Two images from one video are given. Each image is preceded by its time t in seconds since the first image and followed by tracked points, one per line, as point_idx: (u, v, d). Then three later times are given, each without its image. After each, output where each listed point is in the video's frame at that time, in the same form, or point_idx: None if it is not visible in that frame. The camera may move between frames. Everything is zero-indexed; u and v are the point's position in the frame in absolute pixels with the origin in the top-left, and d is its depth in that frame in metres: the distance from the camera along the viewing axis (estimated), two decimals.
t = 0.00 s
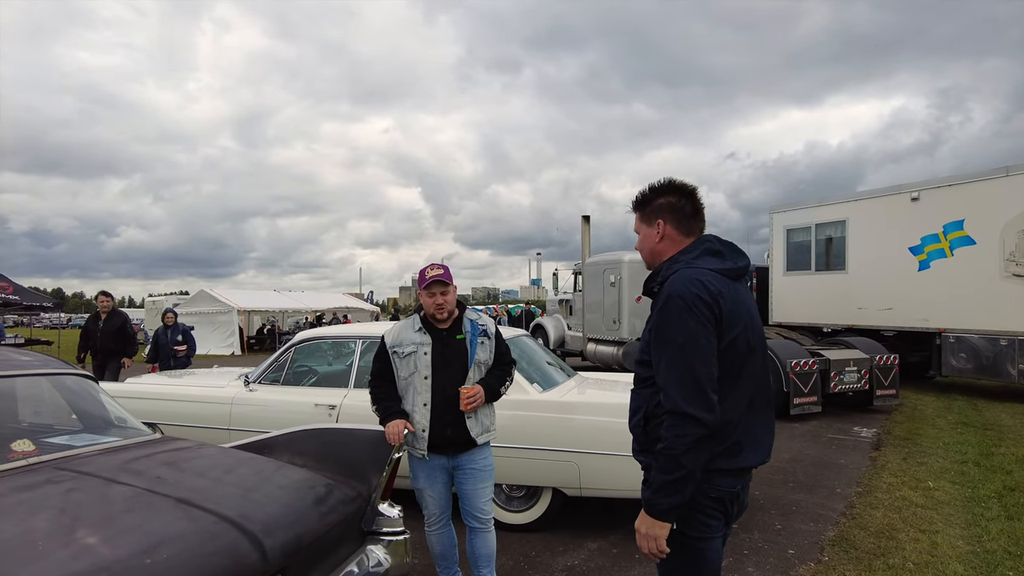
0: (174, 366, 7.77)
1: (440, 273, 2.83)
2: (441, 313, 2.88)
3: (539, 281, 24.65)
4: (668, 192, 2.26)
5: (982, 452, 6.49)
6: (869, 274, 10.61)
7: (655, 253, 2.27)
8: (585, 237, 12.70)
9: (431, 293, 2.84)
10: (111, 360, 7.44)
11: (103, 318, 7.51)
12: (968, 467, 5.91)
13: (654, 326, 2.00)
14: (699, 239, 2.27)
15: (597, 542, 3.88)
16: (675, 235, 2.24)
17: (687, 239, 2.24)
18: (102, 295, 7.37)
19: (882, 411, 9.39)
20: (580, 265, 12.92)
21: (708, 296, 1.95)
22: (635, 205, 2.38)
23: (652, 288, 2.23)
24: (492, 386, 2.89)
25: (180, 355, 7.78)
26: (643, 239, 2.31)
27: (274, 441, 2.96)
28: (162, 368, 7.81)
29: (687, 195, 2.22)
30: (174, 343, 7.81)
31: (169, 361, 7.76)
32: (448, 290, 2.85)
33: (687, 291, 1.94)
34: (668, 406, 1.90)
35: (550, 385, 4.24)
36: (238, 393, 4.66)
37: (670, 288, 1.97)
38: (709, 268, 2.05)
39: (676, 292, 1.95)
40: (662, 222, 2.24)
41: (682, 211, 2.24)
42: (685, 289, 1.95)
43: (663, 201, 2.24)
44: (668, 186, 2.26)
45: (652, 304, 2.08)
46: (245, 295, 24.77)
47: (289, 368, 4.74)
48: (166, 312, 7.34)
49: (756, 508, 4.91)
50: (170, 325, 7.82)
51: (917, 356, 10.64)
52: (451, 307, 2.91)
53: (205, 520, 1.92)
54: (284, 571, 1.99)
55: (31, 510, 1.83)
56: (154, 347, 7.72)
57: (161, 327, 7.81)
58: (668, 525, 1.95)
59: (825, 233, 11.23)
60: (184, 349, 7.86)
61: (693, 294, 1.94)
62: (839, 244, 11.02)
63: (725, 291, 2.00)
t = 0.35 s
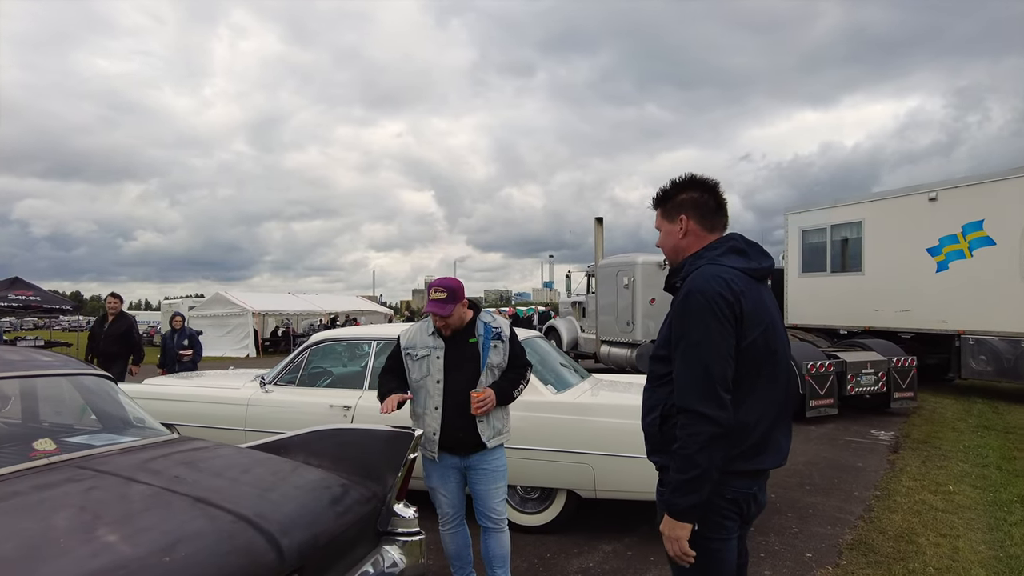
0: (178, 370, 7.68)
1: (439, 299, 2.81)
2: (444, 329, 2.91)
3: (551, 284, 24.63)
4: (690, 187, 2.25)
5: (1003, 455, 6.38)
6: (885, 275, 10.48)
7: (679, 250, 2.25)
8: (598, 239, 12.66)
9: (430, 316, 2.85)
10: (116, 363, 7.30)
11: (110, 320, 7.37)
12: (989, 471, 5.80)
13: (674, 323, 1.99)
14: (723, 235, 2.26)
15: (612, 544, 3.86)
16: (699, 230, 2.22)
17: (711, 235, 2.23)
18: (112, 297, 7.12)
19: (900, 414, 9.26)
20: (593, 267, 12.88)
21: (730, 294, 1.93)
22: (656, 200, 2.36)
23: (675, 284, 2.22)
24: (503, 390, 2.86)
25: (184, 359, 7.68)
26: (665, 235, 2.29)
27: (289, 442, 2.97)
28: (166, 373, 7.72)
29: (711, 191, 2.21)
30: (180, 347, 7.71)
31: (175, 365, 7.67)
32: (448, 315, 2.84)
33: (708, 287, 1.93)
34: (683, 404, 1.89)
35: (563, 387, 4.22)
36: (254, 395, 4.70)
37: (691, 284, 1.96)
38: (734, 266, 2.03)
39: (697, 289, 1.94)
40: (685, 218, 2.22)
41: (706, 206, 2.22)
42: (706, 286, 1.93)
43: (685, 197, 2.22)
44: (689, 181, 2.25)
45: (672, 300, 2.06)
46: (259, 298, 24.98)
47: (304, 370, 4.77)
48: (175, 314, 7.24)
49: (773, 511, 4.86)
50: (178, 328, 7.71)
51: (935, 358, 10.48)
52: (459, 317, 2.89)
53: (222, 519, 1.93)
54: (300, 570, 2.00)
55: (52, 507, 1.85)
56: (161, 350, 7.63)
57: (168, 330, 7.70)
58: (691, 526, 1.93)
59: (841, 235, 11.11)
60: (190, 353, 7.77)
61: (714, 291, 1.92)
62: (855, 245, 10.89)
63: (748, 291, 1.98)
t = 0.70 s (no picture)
0: (178, 371, 7.55)
1: (465, 275, 2.86)
2: (463, 315, 2.89)
3: (560, 284, 24.62)
4: (698, 186, 2.24)
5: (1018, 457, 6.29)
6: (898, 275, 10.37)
7: (693, 249, 2.23)
8: (607, 239, 12.64)
9: (455, 293, 2.85)
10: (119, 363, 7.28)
11: (111, 320, 7.30)
12: (1004, 473, 5.73)
13: (682, 321, 1.98)
14: (735, 232, 2.26)
15: (622, 545, 3.85)
16: (712, 228, 2.21)
17: (725, 231, 2.22)
18: (114, 297, 7.07)
19: (913, 415, 9.17)
20: (603, 267, 12.85)
21: (739, 295, 1.92)
22: (660, 207, 2.35)
23: (687, 285, 2.20)
24: (513, 391, 2.86)
25: (184, 359, 7.58)
26: (678, 237, 2.27)
27: (300, 442, 2.99)
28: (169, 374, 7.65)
29: (720, 188, 2.22)
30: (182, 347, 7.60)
31: (176, 366, 7.58)
32: (470, 294, 2.88)
33: (718, 287, 1.91)
34: (686, 402, 1.89)
35: (574, 387, 4.22)
36: (265, 395, 4.72)
37: (701, 284, 1.95)
38: (745, 267, 2.02)
39: (706, 288, 1.93)
40: (698, 217, 2.21)
41: (717, 204, 2.22)
42: (716, 286, 1.92)
43: (694, 197, 2.22)
44: (697, 181, 2.24)
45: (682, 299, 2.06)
46: (270, 298, 25.15)
47: (315, 370, 4.80)
48: (178, 315, 7.18)
49: (784, 512, 4.83)
50: (179, 327, 7.60)
51: (949, 358, 10.38)
52: (477, 303, 2.92)
53: (234, 519, 1.94)
54: (311, 570, 2.01)
55: (66, 506, 1.87)
56: (162, 350, 7.54)
57: (169, 329, 7.59)
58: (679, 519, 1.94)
59: (853, 234, 11.01)
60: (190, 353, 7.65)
61: (723, 291, 1.91)
62: (867, 245, 10.79)
63: (759, 293, 1.96)
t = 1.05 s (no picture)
0: (177, 373, 7.43)
1: (478, 268, 2.91)
2: (482, 307, 2.91)
3: (567, 283, 24.61)
4: (698, 190, 2.23)
5: None
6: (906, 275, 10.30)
7: (689, 253, 2.24)
8: (613, 239, 12.62)
9: (472, 286, 2.88)
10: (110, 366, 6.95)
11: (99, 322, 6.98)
12: (1013, 474, 5.68)
13: (680, 325, 1.98)
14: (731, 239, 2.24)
15: (628, 546, 3.85)
16: (707, 234, 2.20)
17: (720, 238, 2.21)
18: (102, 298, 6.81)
19: (921, 416, 9.10)
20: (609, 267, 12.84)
21: (737, 298, 1.91)
22: (665, 205, 2.35)
23: (685, 288, 2.21)
24: (525, 387, 2.91)
25: (184, 360, 7.44)
26: (675, 239, 2.28)
27: (305, 443, 3.00)
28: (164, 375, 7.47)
29: (717, 195, 2.20)
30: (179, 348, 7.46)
31: (174, 367, 7.43)
32: (486, 285, 2.92)
33: (715, 291, 1.91)
34: (685, 406, 1.89)
35: (580, 388, 4.22)
36: (272, 395, 4.75)
37: (699, 288, 1.95)
38: (743, 270, 2.01)
39: (703, 292, 1.92)
40: (694, 221, 2.21)
41: (714, 209, 2.20)
42: (714, 289, 1.92)
43: (694, 200, 2.21)
44: (698, 185, 2.23)
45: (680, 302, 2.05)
46: (278, 299, 25.29)
47: (321, 370, 4.82)
48: (174, 314, 7.14)
49: (791, 513, 4.81)
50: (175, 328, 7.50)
51: (958, 359, 10.30)
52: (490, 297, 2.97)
53: (238, 519, 1.96)
54: (314, 571, 2.02)
55: (73, 506, 1.89)
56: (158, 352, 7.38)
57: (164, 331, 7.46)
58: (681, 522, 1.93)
59: (861, 234, 10.94)
60: (188, 354, 7.53)
61: (720, 294, 1.90)
62: (875, 245, 10.72)
63: (757, 296, 1.96)
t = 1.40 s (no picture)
0: (167, 373, 7.40)
1: (487, 270, 2.91)
2: (492, 309, 2.93)
3: (570, 284, 24.60)
4: (678, 200, 2.26)
5: None
6: (910, 274, 10.26)
7: (686, 261, 2.23)
8: (615, 239, 12.61)
9: (481, 290, 2.89)
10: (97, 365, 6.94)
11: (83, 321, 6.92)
12: (1017, 474, 5.66)
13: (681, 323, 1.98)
14: (723, 236, 2.26)
15: (629, 545, 3.84)
16: (700, 237, 2.21)
17: (712, 237, 2.22)
18: (83, 295, 6.67)
19: (925, 415, 9.07)
20: (611, 266, 12.83)
21: (739, 297, 1.91)
22: (644, 225, 2.37)
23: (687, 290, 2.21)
24: (538, 386, 2.87)
25: (173, 360, 7.41)
26: (668, 252, 2.27)
27: (305, 441, 3.00)
28: (152, 375, 7.41)
29: (698, 198, 2.23)
30: (168, 348, 7.41)
31: (164, 367, 7.40)
32: (496, 288, 2.93)
33: (717, 290, 1.91)
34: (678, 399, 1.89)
35: (581, 387, 4.21)
36: (273, 395, 4.76)
37: (701, 286, 1.94)
38: (745, 269, 2.01)
39: (705, 291, 1.92)
40: (684, 229, 2.22)
41: (699, 212, 2.22)
42: (715, 288, 1.92)
43: (674, 211, 2.23)
44: (675, 195, 2.26)
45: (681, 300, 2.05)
46: (281, 299, 25.36)
47: (322, 370, 4.83)
48: (162, 315, 7.03)
49: (793, 513, 4.80)
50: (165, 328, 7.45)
51: (962, 358, 10.27)
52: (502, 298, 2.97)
53: (237, 517, 1.96)
54: (314, 569, 2.02)
55: (73, 504, 1.90)
56: (147, 351, 7.36)
57: (154, 329, 7.40)
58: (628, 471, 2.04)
59: (864, 233, 10.91)
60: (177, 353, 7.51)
61: (723, 293, 1.90)
62: (879, 244, 10.69)
63: (759, 295, 1.96)
